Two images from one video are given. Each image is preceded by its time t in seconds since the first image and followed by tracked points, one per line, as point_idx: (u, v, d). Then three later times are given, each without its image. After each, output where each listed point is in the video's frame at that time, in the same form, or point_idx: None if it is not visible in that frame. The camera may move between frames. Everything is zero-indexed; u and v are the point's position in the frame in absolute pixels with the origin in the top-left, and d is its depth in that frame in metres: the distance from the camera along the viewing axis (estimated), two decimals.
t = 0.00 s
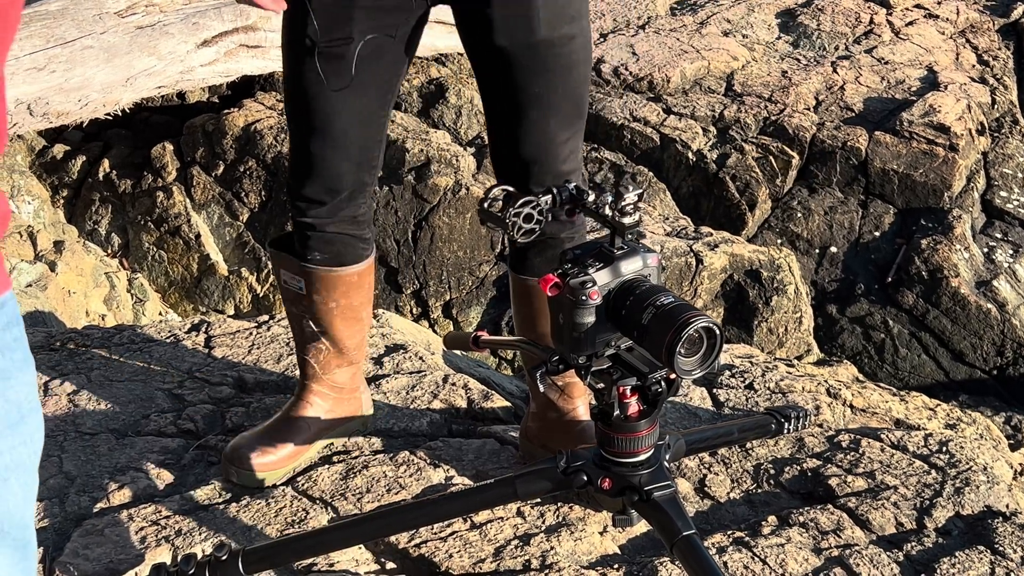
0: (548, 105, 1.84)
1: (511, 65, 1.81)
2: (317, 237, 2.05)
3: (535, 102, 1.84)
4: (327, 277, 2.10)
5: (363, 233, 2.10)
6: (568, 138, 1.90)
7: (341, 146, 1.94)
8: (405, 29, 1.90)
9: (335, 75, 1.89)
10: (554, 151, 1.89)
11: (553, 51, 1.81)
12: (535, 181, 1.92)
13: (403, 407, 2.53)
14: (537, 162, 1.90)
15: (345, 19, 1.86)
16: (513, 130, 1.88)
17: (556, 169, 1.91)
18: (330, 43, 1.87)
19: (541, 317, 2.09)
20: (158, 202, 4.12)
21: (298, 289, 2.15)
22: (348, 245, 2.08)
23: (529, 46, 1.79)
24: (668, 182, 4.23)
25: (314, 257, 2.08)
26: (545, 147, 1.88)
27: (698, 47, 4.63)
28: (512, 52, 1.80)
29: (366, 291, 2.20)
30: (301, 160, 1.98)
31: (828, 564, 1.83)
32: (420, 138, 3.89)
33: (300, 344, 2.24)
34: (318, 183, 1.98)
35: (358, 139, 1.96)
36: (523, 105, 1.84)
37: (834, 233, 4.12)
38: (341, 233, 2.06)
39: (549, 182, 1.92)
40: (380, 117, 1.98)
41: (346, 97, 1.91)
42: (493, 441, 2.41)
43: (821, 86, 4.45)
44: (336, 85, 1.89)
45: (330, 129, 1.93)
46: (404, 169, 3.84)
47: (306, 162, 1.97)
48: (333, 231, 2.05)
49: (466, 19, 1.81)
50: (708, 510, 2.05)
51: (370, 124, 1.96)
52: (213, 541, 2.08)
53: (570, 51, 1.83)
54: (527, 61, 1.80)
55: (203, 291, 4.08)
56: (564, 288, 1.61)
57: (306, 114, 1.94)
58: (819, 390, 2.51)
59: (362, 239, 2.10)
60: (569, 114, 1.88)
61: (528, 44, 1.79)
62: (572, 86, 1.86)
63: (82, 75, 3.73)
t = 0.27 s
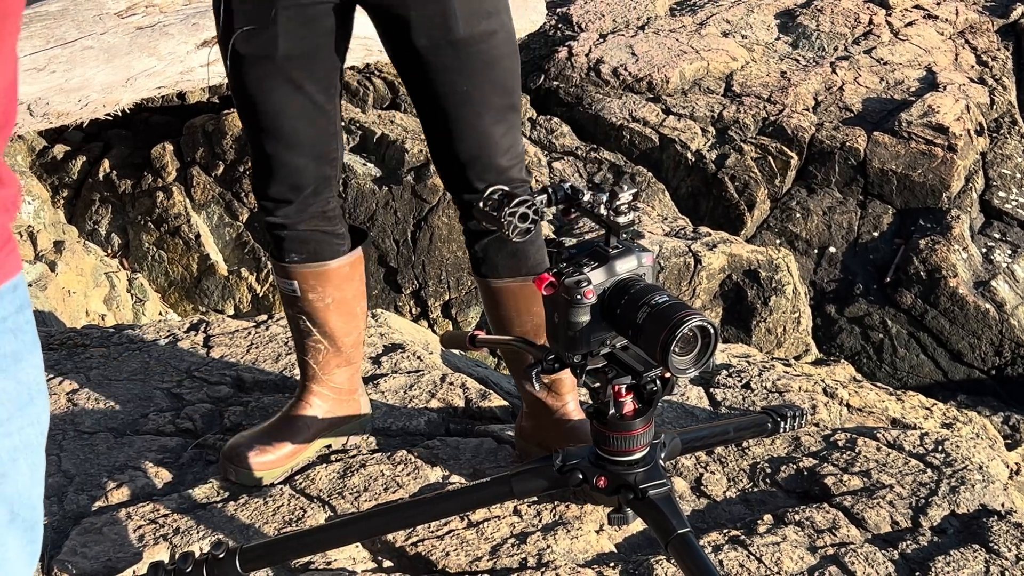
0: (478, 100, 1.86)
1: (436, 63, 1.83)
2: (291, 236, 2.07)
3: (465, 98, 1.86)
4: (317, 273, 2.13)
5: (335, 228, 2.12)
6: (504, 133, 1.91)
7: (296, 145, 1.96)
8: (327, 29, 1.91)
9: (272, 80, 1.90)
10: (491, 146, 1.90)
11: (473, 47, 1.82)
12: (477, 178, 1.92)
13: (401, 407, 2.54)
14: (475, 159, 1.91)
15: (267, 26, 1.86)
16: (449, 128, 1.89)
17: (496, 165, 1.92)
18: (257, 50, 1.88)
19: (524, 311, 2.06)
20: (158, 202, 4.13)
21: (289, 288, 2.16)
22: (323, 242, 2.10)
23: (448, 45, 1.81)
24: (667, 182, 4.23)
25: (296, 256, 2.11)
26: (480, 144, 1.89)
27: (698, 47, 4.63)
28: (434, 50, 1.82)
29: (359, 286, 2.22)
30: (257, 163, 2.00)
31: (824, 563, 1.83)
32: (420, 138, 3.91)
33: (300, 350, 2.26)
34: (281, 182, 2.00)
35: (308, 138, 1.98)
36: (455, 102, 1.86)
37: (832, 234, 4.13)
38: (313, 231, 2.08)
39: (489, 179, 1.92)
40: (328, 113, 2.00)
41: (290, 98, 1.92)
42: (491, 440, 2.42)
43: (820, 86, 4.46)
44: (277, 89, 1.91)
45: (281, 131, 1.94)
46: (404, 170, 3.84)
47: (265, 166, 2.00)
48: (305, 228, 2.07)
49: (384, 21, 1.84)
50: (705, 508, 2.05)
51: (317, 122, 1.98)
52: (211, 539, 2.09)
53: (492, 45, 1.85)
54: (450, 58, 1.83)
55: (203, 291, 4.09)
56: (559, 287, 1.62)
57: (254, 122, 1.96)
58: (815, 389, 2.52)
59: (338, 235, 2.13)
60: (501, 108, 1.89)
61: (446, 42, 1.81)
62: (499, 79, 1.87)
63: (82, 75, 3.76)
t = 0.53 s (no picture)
0: (444, 99, 1.83)
1: (398, 60, 1.81)
2: (278, 228, 2.09)
3: (429, 96, 1.83)
4: (307, 267, 2.13)
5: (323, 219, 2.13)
6: (476, 131, 1.87)
7: (277, 137, 1.98)
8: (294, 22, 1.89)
9: (246, 76, 1.91)
10: (462, 146, 1.87)
11: (435, 45, 1.78)
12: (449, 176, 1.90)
13: (394, 406, 2.54)
14: (446, 157, 1.88)
15: (232, 22, 1.86)
16: (418, 125, 1.87)
17: (469, 164, 1.89)
18: (225, 46, 1.89)
19: (482, 307, 2.09)
20: (154, 203, 4.13)
21: (281, 284, 2.17)
22: (310, 234, 2.12)
23: (407, 42, 1.78)
24: (662, 182, 4.24)
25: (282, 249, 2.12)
26: (450, 141, 1.86)
27: (693, 48, 4.63)
28: (394, 48, 1.79)
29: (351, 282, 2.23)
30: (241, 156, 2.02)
31: (814, 561, 1.84)
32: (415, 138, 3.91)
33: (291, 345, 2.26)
34: (265, 174, 2.02)
35: (289, 130, 1.98)
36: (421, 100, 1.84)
37: (827, 234, 4.14)
38: (300, 223, 2.10)
39: (460, 177, 1.90)
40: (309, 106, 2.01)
41: (265, 93, 1.93)
42: (484, 439, 2.42)
43: (815, 87, 4.46)
44: (250, 83, 1.92)
45: (259, 124, 1.96)
46: (399, 170, 3.86)
47: (248, 158, 2.01)
48: (291, 220, 2.09)
49: (346, 16, 1.82)
50: (696, 507, 2.06)
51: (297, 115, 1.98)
52: (203, 538, 2.09)
53: (456, 44, 1.80)
54: (412, 56, 1.79)
55: (199, 291, 4.09)
56: (549, 285, 1.62)
57: (232, 116, 1.97)
58: (808, 388, 2.53)
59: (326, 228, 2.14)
60: (470, 108, 1.86)
61: (406, 40, 1.78)
62: (466, 77, 1.83)
63: (78, 76, 3.75)
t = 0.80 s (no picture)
0: (430, 110, 1.90)
1: (390, 70, 1.87)
2: (279, 226, 2.09)
3: (416, 106, 1.90)
4: (302, 265, 2.14)
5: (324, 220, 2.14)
6: (458, 144, 1.95)
7: (281, 136, 2.00)
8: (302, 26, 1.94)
9: (254, 75, 1.95)
10: (444, 156, 1.94)
11: (426, 60, 1.85)
12: (428, 182, 1.97)
13: (386, 405, 2.55)
14: (428, 163, 1.95)
15: (243, 22, 1.91)
16: (403, 131, 1.94)
17: (448, 172, 1.96)
18: (232, 43, 1.93)
19: (453, 300, 2.12)
20: (147, 203, 4.13)
21: (275, 280, 2.17)
22: (311, 235, 2.12)
23: (400, 54, 1.85)
24: (656, 183, 4.24)
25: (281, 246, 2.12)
26: (433, 151, 1.94)
27: (687, 49, 4.64)
28: (388, 58, 1.86)
29: (346, 283, 2.23)
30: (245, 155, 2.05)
31: (802, 559, 1.84)
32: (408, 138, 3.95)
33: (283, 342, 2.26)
34: (267, 173, 2.04)
35: (293, 130, 2.01)
36: (409, 109, 1.91)
37: (820, 234, 4.15)
38: (301, 224, 2.10)
39: (439, 183, 1.96)
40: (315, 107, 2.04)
41: (271, 92, 1.97)
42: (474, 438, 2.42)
43: (808, 88, 4.47)
44: (256, 82, 1.95)
45: (263, 122, 1.99)
46: (392, 171, 3.86)
47: (252, 155, 2.04)
48: (291, 220, 2.09)
49: (347, 22, 1.89)
50: (686, 505, 2.06)
51: (301, 116, 2.02)
52: (194, 536, 2.09)
53: (446, 60, 1.87)
54: (404, 67, 1.86)
55: (192, 292, 4.09)
56: (536, 284, 1.62)
57: (237, 113, 2.01)
58: (798, 388, 2.53)
59: (326, 230, 2.15)
60: (454, 121, 1.93)
61: (400, 53, 1.85)
62: (453, 93, 1.90)
63: (72, 77, 3.76)
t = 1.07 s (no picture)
0: (461, 113, 1.93)
1: (427, 70, 1.90)
2: (292, 229, 2.09)
3: (449, 107, 1.93)
4: (303, 268, 2.13)
5: (337, 225, 2.14)
6: (487, 147, 1.98)
7: (305, 140, 2.01)
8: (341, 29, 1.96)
9: (285, 77, 1.96)
10: (473, 157, 1.97)
11: (464, 63, 1.89)
12: (452, 183, 1.99)
13: (380, 407, 2.54)
14: (454, 164, 1.98)
15: (280, 22, 1.92)
16: (434, 131, 1.97)
17: (472, 174, 1.99)
18: (268, 43, 1.94)
19: (462, 302, 2.16)
20: (141, 205, 4.13)
21: (274, 283, 2.17)
22: (323, 239, 2.12)
23: (440, 55, 1.88)
24: (650, 185, 4.25)
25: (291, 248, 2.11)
26: (463, 153, 1.96)
27: (681, 51, 4.64)
28: (426, 58, 1.89)
29: (347, 289, 2.22)
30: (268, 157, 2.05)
31: (796, 561, 1.84)
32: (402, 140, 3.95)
33: (281, 346, 2.26)
34: (288, 176, 2.04)
35: (317, 135, 2.02)
36: (444, 109, 1.93)
37: (814, 236, 4.15)
38: (314, 226, 2.10)
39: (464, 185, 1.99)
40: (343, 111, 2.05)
41: (300, 96, 1.97)
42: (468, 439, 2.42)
43: (803, 90, 4.48)
44: (286, 84, 1.96)
45: (289, 124, 1.99)
46: (386, 172, 3.85)
47: (275, 156, 2.04)
48: (305, 222, 2.08)
49: (388, 21, 1.92)
50: (680, 507, 2.06)
51: (326, 121, 2.02)
52: (188, 538, 2.09)
53: (484, 64, 1.90)
54: (442, 67, 1.89)
55: (186, 294, 4.08)
56: (530, 286, 1.62)
57: (265, 113, 2.01)
58: (792, 389, 2.54)
59: (338, 234, 2.15)
60: (485, 125, 1.96)
61: (439, 54, 1.88)
62: (486, 97, 1.93)
63: (65, 79, 3.74)
